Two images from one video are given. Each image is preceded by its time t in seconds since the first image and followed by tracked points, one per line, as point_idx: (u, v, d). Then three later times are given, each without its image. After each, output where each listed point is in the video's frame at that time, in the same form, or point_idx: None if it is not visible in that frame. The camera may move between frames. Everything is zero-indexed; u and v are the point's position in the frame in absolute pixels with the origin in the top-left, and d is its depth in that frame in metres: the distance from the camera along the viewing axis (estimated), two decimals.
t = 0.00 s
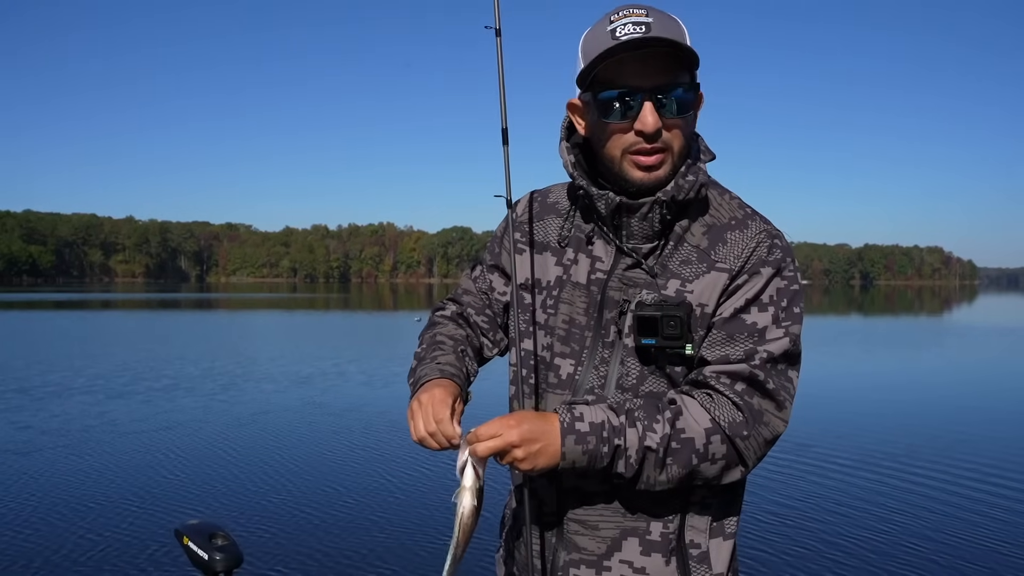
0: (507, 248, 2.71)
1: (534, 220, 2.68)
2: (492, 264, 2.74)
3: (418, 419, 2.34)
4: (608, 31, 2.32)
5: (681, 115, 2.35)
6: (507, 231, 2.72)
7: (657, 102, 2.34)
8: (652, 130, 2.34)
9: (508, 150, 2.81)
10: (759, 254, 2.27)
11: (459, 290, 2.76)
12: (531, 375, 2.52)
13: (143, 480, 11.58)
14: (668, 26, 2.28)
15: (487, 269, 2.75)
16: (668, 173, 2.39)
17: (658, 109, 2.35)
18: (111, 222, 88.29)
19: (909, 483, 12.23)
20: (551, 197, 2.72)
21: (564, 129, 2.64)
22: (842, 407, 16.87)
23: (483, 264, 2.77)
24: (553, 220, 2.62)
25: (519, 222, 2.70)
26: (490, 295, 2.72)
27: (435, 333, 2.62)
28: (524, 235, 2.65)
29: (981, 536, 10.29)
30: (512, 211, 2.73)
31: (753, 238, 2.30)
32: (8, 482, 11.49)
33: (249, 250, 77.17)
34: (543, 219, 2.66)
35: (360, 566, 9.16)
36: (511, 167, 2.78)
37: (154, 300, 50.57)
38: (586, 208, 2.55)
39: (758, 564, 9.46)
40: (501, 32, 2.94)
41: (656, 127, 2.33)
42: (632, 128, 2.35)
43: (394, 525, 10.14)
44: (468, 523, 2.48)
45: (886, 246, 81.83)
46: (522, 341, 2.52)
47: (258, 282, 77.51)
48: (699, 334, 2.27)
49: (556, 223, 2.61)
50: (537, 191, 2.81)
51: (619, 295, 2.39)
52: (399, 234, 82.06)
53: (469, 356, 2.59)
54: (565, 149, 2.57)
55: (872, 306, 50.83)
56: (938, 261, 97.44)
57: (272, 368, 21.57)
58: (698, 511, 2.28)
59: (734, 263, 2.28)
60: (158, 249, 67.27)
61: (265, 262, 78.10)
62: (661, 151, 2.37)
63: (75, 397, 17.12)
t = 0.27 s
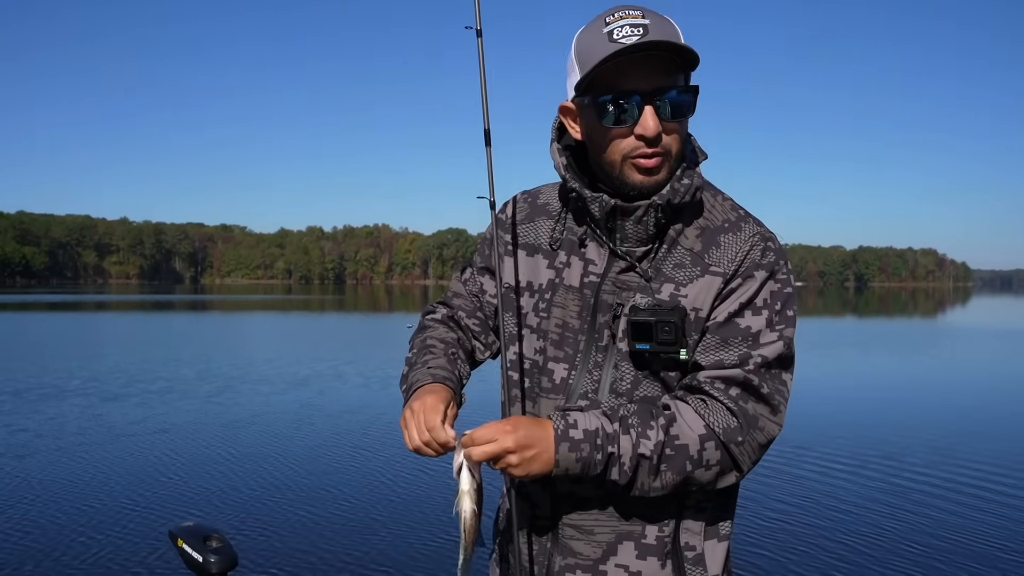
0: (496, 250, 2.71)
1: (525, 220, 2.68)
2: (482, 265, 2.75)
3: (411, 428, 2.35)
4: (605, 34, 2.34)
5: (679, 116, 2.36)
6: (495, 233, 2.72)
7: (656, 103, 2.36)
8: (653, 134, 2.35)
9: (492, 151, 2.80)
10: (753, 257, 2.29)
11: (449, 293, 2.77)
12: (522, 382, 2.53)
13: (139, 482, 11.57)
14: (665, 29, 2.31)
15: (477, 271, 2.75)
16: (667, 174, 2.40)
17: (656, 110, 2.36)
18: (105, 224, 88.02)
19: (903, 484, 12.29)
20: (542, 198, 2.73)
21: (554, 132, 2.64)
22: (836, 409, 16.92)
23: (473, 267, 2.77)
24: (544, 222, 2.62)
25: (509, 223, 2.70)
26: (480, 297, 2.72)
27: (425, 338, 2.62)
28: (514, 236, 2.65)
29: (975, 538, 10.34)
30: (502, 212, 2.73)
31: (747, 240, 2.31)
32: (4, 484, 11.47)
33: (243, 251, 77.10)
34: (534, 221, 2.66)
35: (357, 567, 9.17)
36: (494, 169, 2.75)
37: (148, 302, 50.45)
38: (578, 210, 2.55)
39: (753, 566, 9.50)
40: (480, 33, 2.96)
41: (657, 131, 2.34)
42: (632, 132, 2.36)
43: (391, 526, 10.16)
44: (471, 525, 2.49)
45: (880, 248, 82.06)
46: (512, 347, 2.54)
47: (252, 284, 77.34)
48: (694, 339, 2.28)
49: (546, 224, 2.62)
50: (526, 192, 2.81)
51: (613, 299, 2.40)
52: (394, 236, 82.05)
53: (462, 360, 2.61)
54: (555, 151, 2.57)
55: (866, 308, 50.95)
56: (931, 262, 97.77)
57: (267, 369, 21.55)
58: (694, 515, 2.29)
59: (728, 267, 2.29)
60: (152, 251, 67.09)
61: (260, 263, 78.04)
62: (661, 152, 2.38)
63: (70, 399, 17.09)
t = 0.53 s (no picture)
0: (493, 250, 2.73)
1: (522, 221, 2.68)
2: (477, 264, 2.76)
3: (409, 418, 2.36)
4: (613, 35, 2.36)
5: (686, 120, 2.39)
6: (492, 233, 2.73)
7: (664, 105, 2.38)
8: (662, 137, 2.37)
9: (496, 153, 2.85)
10: (753, 266, 2.31)
11: (443, 290, 2.78)
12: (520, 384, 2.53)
13: (137, 485, 11.58)
14: (674, 31, 2.34)
15: (471, 269, 2.76)
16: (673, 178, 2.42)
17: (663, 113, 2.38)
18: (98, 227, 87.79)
19: (898, 485, 12.34)
20: (539, 199, 2.74)
21: (555, 133, 2.67)
22: (830, 412, 16.98)
23: (467, 264, 2.79)
24: (541, 224, 2.63)
25: (506, 224, 2.71)
26: (474, 294, 2.74)
27: (418, 332, 2.64)
28: (511, 237, 2.66)
29: (970, 538, 10.40)
30: (498, 211, 2.74)
31: (747, 248, 2.34)
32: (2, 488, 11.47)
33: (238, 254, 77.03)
34: (531, 222, 2.67)
35: (357, 570, 9.19)
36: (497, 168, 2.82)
37: (142, 305, 50.35)
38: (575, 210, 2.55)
39: (749, 567, 9.54)
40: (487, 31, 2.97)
41: (666, 134, 2.35)
42: (640, 136, 2.38)
43: (389, 529, 10.18)
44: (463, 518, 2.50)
45: (874, 251, 82.31)
46: (510, 344, 2.56)
47: (246, 287, 77.19)
48: (693, 346, 2.30)
49: (544, 226, 2.63)
50: (523, 191, 2.83)
51: (611, 304, 2.42)
52: (389, 239, 82.03)
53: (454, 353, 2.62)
54: (555, 151, 2.59)
55: (860, 311, 51.14)
56: (925, 266, 98.08)
57: (262, 373, 21.54)
58: (690, 520, 2.32)
59: (728, 275, 2.31)
60: (146, 254, 66.96)
61: (254, 267, 77.99)
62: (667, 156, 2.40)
63: (65, 403, 17.07)
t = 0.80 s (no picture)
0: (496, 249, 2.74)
1: (523, 220, 2.70)
2: (479, 261, 2.77)
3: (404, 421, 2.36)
4: (598, 41, 2.36)
5: (663, 139, 2.36)
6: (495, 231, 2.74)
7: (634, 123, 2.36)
8: (624, 151, 2.38)
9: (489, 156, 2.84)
10: (754, 271, 2.34)
11: (442, 287, 2.79)
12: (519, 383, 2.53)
13: (135, 486, 11.59)
14: (657, 44, 2.29)
15: (474, 267, 2.78)
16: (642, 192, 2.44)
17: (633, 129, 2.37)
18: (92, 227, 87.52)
19: (894, 486, 12.39)
20: (542, 198, 2.75)
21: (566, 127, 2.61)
22: (826, 413, 17.03)
23: (470, 263, 2.80)
24: (543, 223, 2.65)
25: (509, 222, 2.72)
26: (475, 293, 2.77)
27: (419, 328, 2.65)
28: (512, 235, 2.68)
29: (966, 539, 10.45)
30: (500, 210, 2.76)
31: (749, 254, 2.36)
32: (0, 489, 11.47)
33: (233, 255, 76.96)
34: (533, 220, 2.68)
35: (355, 571, 9.20)
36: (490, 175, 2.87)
37: (136, 306, 50.29)
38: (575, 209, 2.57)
39: (746, 568, 9.57)
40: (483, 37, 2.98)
41: (625, 150, 2.37)
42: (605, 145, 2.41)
43: (386, 531, 10.19)
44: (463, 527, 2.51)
45: (869, 253, 82.49)
46: (510, 346, 2.54)
47: (241, 288, 77.05)
48: (692, 350, 2.32)
49: (545, 225, 2.64)
50: (526, 189, 2.84)
51: (611, 306, 2.45)
52: (384, 240, 82.04)
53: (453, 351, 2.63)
54: (561, 148, 2.59)
55: (855, 312, 51.24)
56: (919, 268, 98.44)
57: (258, 374, 21.52)
58: (686, 524, 2.34)
59: (729, 280, 2.33)
60: (141, 255, 66.78)
61: (249, 267, 77.95)
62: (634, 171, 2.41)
63: (61, 404, 17.04)
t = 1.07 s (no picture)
0: (497, 246, 2.74)
1: (524, 218, 2.70)
2: (482, 260, 2.76)
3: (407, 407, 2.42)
4: (600, 30, 2.38)
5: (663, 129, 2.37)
6: (497, 230, 2.75)
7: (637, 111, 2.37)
8: (623, 139, 2.38)
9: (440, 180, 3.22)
10: (749, 264, 2.33)
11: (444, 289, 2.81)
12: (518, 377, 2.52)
13: (136, 484, 11.59)
14: (660, 32, 2.31)
15: (478, 266, 2.77)
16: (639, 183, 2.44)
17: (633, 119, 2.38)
18: (89, 225, 87.24)
19: (892, 482, 12.42)
20: (545, 196, 2.76)
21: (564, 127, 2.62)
22: (824, 410, 17.06)
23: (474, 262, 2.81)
24: (544, 220, 2.65)
25: (510, 221, 2.73)
26: (480, 292, 2.75)
27: (424, 328, 2.74)
28: (512, 233, 2.68)
29: (964, 535, 10.48)
30: (505, 210, 2.76)
31: (745, 247, 2.36)
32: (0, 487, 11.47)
33: (230, 253, 76.72)
34: (533, 218, 2.69)
35: (357, 568, 9.21)
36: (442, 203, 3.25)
37: (133, 304, 50.11)
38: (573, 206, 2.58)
39: (745, 565, 9.59)
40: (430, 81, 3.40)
41: (626, 137, 2.37)
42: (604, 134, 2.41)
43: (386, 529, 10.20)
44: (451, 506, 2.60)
45: (867, 251, 82.47)
46: (511, 341, 2.55)
47: (239, 286, 76.83)
48: (687, 344, 2.33)
49: (545, 222, 2.65)
50: (531, 188, 2.85)
51: (608, 301, 2.46)
52: (382, 238, 81.82)
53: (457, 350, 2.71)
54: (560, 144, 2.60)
55: (853, 310, 51.23)
56: (918, 266, 98.38)
57: (256, 372, 21.50)
58: (683, 521, 2.34)
59: (724, 273, 2.34)
60: (138, 253, 66.53)
61: (246, 265, 77.72)
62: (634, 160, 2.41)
63: (59, 402, 17.02)
